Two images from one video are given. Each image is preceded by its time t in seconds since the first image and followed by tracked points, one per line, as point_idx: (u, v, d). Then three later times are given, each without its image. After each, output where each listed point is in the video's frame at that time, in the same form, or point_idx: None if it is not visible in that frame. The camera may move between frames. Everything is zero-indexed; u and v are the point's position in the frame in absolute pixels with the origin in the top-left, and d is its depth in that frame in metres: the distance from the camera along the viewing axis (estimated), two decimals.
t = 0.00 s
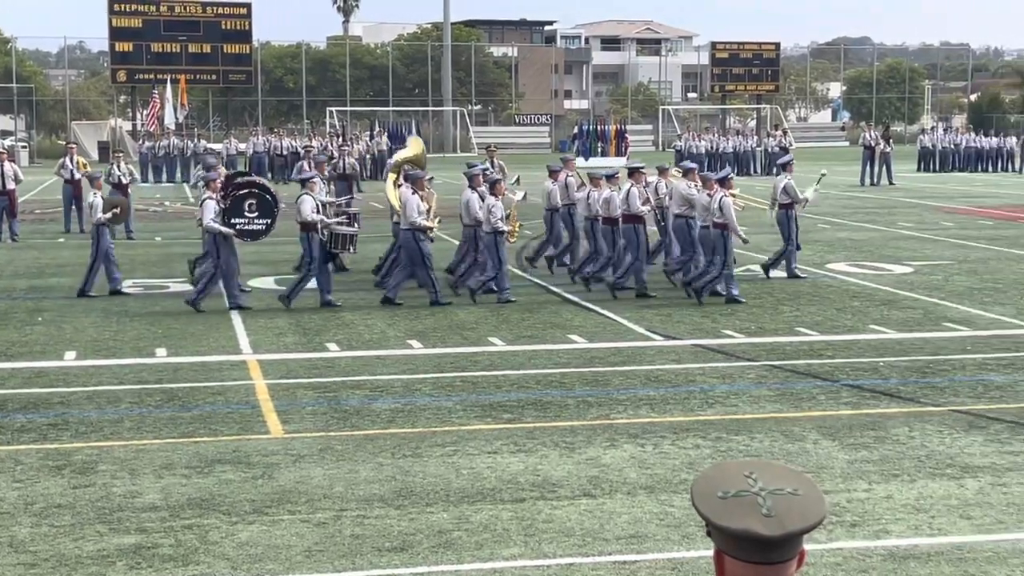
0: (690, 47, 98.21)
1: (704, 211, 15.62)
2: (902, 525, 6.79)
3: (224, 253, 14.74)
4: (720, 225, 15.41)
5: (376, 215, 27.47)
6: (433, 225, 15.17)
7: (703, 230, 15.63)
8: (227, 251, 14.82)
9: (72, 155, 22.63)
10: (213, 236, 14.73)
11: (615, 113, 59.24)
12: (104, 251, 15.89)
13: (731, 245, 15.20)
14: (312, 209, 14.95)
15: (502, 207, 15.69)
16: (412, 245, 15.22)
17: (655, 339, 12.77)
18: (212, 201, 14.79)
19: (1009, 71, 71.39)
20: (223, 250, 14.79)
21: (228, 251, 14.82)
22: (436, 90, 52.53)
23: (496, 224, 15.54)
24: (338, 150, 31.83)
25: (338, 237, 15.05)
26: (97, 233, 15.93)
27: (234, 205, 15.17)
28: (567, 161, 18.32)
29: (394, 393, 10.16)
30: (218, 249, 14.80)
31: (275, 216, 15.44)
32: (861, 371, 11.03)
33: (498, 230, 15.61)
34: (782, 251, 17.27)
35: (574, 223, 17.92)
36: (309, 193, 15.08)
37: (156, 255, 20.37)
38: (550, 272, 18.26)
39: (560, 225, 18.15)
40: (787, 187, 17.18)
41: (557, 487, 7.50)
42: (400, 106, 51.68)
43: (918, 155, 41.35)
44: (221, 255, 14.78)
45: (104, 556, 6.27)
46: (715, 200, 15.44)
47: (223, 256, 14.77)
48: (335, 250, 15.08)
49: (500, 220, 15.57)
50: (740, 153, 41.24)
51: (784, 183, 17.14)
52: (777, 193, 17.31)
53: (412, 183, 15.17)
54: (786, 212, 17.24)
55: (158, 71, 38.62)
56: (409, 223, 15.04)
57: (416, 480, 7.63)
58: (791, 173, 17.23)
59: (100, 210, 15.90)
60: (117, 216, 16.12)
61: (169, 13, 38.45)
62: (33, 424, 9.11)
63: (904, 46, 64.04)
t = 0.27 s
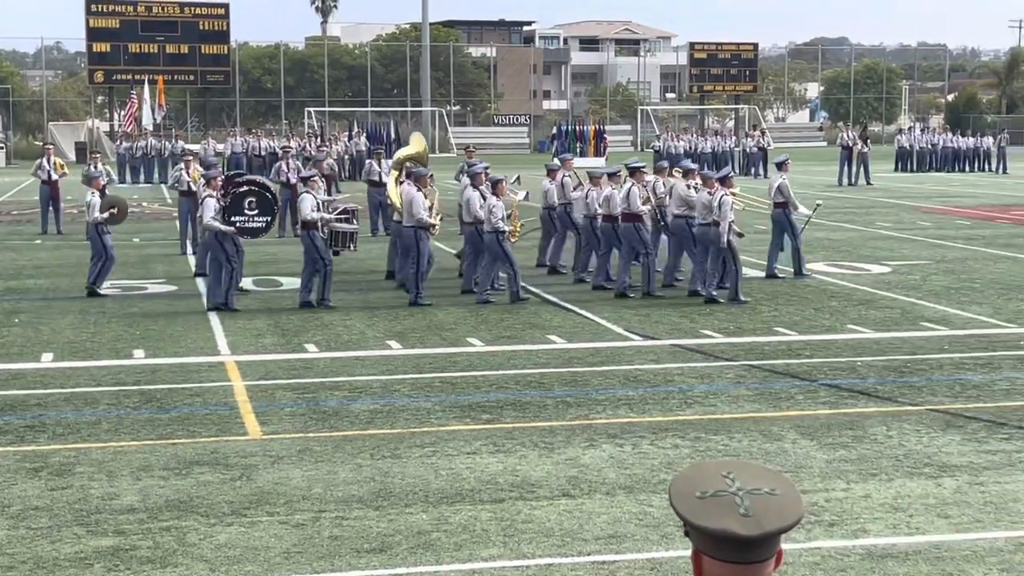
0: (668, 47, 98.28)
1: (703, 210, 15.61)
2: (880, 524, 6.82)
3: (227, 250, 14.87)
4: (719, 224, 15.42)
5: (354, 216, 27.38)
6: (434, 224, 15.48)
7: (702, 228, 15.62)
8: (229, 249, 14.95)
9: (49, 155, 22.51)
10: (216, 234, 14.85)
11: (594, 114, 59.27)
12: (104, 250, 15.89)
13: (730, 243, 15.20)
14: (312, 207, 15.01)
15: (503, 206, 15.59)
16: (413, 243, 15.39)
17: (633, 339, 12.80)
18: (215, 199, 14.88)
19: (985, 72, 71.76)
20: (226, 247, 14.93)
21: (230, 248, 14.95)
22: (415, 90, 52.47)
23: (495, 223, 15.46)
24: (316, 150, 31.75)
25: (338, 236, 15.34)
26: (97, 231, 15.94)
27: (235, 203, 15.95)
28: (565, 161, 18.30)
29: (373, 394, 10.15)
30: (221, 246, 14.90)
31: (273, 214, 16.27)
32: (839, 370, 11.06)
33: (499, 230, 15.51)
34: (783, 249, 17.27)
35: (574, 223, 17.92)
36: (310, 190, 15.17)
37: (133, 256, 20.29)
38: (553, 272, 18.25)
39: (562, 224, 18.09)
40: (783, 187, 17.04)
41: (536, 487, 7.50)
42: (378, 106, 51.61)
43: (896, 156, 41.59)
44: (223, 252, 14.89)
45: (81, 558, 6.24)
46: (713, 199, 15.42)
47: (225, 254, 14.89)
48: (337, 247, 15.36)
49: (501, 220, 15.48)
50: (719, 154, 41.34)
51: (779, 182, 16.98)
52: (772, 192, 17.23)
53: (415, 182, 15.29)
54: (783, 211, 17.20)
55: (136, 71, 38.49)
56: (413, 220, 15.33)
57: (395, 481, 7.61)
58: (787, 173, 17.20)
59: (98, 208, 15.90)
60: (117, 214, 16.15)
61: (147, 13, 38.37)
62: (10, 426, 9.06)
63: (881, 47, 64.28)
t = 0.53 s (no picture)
0: (647, 47, 98.42)
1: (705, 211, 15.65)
2: (857, 523, 6.84)
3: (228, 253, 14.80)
4: (721, 224, 15.47)
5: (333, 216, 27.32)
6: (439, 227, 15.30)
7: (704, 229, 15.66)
8: (230, 252, 14.88)
9: (26, 156, 22.38)
10: (218, 238, 14.77)
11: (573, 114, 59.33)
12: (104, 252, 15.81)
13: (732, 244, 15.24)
14: (316, 209, 14.97)
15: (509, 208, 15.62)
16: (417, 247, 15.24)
17: (613, 339, 12.81)
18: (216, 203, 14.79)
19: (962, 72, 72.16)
20: (227, 251, 14.86)
21: (231, 251, 14.87)
22: (393, 91, 52.42)
23: (501, 225, 15.53)
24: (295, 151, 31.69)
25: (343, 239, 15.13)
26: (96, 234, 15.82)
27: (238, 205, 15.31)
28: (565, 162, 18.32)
29: (352, 394, 10.13)
30: (222, 249, 14.84)
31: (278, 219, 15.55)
32: (817, 370, 11.09)
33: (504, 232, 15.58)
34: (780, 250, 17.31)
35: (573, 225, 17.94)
36: (313, 192, 15.11)
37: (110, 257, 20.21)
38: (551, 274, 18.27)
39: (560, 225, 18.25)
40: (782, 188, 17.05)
41: (515, 488, 7.50)
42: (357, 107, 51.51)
43: (874, 156, 41.82)
44: (224, 255, 14.83)
45: (59, 560, 6.21)
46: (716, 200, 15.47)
47: (227, 258, 14.84)
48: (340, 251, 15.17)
49: (507, 221, 15.52)
50: (698, 154, 41.46)
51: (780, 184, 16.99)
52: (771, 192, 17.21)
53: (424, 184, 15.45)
54: (782, 212, 17.19)
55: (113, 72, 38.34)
56: (418, 224, 15.12)
57: (373, 482, 7.60)
58: (786, 174, 17.26)
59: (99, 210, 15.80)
60: (118, 218, 16.03)
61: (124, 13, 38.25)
62: None
63: (859, 48, 64.53)
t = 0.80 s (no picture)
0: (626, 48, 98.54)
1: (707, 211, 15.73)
2: (836, 523, 6.86)
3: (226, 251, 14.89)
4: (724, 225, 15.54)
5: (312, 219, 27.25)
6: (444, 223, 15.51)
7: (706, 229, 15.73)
8: (229, 251, 14.97)
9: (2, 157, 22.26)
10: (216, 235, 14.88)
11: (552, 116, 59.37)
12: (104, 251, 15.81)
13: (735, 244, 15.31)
14: (318, 209, 15.05)
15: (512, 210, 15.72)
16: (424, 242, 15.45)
17: (591, 340, 12.84)
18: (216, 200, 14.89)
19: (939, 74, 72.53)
20: (226, 249, 14.95)
21: (229, 250, 14.95)
22: (372, 92, 52.37)
23: (505, 226, 15.61)
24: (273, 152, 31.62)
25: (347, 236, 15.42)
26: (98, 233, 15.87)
27: (240, 204, 15.62)
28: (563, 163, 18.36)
29: (331, 396, 10.11)
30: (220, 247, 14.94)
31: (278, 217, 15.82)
32: (795, 371, 11.13)
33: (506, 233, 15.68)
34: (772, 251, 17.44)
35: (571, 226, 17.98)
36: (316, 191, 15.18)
37: (87, 259, 20.12)
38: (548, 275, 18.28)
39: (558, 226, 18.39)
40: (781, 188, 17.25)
41: (495, 489, 7.49)
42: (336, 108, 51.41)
43: (852, 157, 41.99)
44: (223, 254, 14.92)
45: (36, 564, 6.18)
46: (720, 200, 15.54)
47: (226, 255, 14.92)
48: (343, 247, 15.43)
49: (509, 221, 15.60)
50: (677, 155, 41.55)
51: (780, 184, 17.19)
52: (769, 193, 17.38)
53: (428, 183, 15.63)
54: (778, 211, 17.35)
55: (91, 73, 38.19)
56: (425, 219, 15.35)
57: (352, 485, 7.58)
58: (785, 174, 17.42)
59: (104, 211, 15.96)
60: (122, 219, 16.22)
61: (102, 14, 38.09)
62: None
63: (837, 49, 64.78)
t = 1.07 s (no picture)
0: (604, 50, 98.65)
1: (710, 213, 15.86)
2: (815, 523, 6.89)
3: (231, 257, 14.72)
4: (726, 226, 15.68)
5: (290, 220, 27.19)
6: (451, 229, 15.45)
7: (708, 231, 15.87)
8: (234, 255, 14.82)
9: None
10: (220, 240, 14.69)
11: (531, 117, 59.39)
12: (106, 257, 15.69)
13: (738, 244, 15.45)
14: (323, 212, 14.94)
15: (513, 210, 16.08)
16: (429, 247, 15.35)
17: (570, 341, 12.86)
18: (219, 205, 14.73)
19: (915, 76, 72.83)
20: (230, 253, 14.82)
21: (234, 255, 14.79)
22: (350, 93, 52.29)
23: (508, 226, 15.94)
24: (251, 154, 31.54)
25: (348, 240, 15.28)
26: (101, 238, 15.70)
27: (243, 207, 15.86)
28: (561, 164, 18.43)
29: (310, 398, 10.09)
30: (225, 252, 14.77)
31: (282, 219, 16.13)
32: (773, 371, 11.17)
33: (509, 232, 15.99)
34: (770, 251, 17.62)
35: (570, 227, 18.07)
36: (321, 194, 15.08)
37: (65, 261, 20.04)
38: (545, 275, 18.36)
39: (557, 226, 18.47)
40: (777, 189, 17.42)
41: (474, 491, 7.49)
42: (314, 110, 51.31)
43: (829, 158, 42.15)
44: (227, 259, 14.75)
45: (13, 567, 6.14)
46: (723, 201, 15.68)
47: (231, 260, 14.75)
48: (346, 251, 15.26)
49: (513, 221, 15.98)
50: (655, 156, 41.64)
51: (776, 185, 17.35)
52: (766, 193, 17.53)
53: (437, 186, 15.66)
54: (775, 213, 17.51)
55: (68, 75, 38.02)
56: (433, 224, 15.26)
57: (331, 486, 7.56)
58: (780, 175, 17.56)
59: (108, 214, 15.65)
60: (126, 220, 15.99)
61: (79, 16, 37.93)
62: None
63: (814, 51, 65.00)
